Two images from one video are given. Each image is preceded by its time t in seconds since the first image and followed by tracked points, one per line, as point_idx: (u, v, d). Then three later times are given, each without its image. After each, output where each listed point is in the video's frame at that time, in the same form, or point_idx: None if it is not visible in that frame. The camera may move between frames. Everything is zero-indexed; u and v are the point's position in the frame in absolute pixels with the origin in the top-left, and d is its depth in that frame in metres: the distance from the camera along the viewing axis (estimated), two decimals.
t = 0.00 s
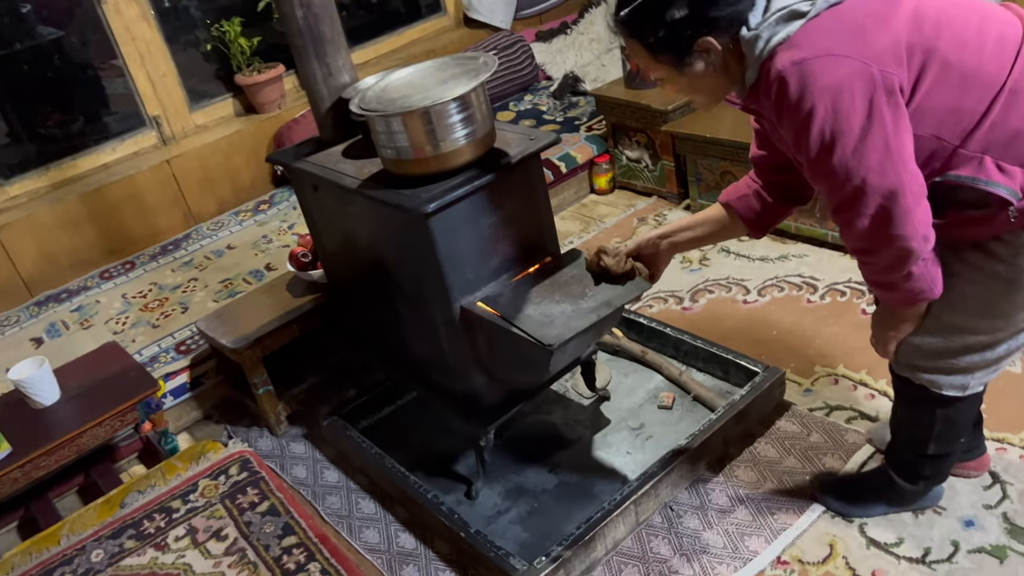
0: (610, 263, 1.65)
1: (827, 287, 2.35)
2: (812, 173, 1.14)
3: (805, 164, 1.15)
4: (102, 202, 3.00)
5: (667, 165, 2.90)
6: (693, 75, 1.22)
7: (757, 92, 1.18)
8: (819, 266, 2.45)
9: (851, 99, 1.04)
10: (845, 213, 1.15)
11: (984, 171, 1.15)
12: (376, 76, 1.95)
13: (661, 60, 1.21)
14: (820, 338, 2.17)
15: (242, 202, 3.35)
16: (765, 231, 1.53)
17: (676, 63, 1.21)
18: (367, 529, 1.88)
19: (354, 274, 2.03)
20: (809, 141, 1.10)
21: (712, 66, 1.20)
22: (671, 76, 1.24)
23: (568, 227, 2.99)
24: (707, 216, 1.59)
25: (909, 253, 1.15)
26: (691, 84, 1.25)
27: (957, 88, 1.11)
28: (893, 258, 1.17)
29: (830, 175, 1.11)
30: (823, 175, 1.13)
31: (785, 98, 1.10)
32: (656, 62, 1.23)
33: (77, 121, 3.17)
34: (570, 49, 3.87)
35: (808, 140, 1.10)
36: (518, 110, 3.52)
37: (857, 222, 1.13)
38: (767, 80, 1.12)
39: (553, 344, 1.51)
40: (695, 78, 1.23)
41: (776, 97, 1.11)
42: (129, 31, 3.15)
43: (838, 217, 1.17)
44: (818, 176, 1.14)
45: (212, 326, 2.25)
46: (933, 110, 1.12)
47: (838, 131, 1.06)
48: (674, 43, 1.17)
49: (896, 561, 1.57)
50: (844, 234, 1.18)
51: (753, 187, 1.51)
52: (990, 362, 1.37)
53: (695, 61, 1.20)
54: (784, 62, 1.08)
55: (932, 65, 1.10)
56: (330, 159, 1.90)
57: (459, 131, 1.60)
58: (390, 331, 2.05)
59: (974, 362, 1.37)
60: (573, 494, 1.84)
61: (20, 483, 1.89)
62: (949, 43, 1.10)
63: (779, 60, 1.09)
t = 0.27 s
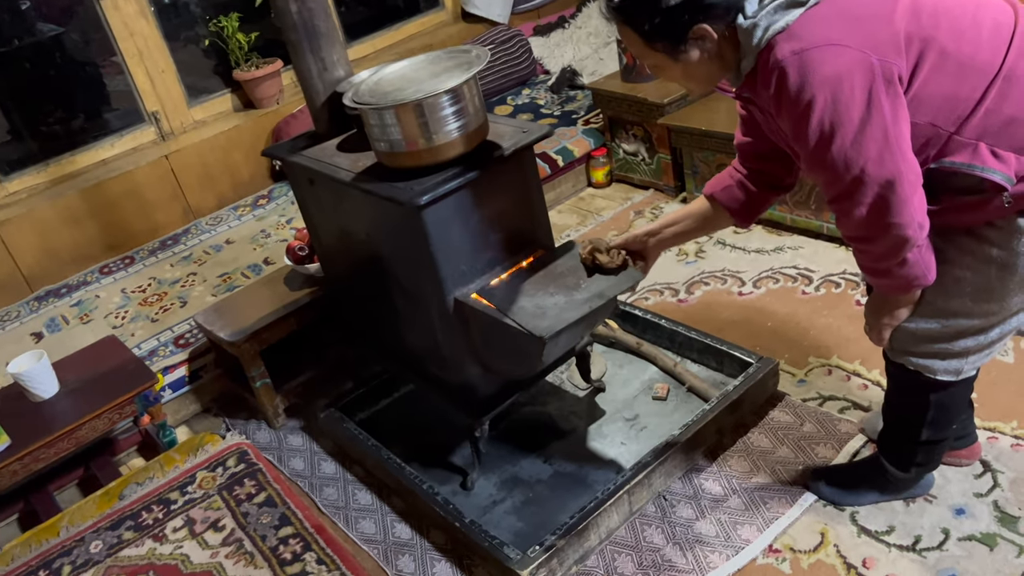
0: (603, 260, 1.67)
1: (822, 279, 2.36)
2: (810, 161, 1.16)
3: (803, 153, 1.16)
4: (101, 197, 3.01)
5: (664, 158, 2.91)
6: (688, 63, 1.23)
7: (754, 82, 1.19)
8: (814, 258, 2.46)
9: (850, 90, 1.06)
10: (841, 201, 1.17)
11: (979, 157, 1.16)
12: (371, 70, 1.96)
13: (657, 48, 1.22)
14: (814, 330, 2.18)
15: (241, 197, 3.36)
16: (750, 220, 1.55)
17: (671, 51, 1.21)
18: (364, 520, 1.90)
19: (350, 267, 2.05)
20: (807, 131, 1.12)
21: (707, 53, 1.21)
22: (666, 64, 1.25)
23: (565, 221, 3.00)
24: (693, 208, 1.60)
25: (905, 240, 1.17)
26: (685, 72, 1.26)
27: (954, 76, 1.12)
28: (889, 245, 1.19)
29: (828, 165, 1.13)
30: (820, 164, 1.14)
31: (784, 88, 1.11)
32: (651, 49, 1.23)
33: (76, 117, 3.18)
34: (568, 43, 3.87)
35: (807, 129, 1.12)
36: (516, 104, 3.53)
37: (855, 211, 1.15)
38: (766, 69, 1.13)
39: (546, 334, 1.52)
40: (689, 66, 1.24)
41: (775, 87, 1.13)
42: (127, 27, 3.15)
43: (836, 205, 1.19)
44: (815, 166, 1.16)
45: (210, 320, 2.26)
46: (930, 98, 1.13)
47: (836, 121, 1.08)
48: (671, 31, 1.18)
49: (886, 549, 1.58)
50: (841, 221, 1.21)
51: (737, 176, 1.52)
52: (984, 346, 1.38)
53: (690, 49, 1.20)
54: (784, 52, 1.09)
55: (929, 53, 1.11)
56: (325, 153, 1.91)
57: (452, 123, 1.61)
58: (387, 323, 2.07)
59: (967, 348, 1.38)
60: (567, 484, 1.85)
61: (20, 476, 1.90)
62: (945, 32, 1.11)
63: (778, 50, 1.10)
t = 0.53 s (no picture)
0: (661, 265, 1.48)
1: (836, 270, 2.29)
2: (829, 148, 1.09)
3: (821, 138, 1.09)
4: (95, 188, 2.94)
5: (671, 147, 2.84)
6: (701, 42, 1.15)
7: (771, 63, 1.12)
8: (826, 249, 2.39)
9: (874, 70, 0.98)
10: (863, 190, 1.10)
11: (1009, 141, 1.09)
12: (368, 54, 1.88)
13: (667, 27, 1.14)
14: (828, 323, 2.11)
15: (238, 188, 3.29)
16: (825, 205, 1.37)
17: (683, 30, 1.13)
18: (364, 520, 1.84)
19: (348, 259, 1.98)
20: (827, 116, 1.05)
21: (722, 32, 1.13)
22: (677, 43, 1.17)
23: (569, 211, 2.92)
24: (757, 204, 1.42)
25: (930, 230, 1.10)
26: (698, 52, 1.18)
27: (983, 55, 1.05)
28: (912, 235, 1.12)
29: (849, 151, 1.06)
30: (841, 151, 1.07)
31: (802, 69, 1.04)
32: (660, 28, 1.16)
33: (69, 106, 3.11)
34: (572, 30, 3.80)
35: (827, 114, 1.05)
36: (519, 92, 3.45)
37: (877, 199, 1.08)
38: (784, 50, 1.06)
39: (553, 329, 1.45)
40: (702, 46, 1.16)
41: (793, 68, 1.06)
42: (120, 14, 3.08)
43: (855, 194, 1.12)
44: (835, 152, 1.09)
45: (205, 314, 2.20)
46: (958, 78, 1.06)
47: (859, 104, 1.01)
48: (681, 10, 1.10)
49: (908, 552, 1.52)
50: (861, 210, 1.14)
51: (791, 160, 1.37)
52: (1012, 339, 1.32)
53: (704, 28, 1.12)
54: (803, 31, 1.02)
55: (958, 31, 1.04)
56: (321, 140, 1.84)
57: (452, 108, 1.54)
58: (386, 316, 2.00)
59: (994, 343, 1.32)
60: (574, 483, 1.79)
61: (8, 475, 1.84)
62: (975, 7, 1.04)
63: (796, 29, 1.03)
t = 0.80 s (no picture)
0: (733, 281, 1.33)
1: (870, 268, 2.16)
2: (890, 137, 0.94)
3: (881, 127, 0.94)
4: (87, 178, 2.81)
5: (691, 136, 2.70)
6: (747, 15, 0.98)
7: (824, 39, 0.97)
8: (859, 245, 2.25)
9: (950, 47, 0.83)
10: (929, 186, 0.95)
11: None
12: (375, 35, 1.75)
13: None
14: (864, 324, 1.98)
15: (237, 178, 3.16)
16: (902, 193, 1.30)
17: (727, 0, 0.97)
18: (370, 536, 1.71)
19: (353, 255, 1.85)
20: (891, 100, 0.89)
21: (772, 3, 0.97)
22: (719, 19, 1.00)
23: (584, 203, 2.79)
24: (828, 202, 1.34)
25: (1007, 232, 0.95)
26: (742, 30, 1.01)
27: None
28: (984, 238, 0.97)
29: (916, 142, 0.90)
30: (905, 141, 0.92)
31: (862, 47, 0.89)
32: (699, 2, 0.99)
33: (60, 92, 2.97)
34: (584, 14, 3.65)
35: (891, 99, 0.89)
36: (530, 78, 3.31)
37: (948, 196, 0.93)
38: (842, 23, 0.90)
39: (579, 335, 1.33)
40: (748, 20, 0.99)
41: (851, 45, 0.90)
42: None
43: (919, 190, 0.97)
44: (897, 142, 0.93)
45: (201, 312, 2.07)
46: None
47: (931, 88, 0.85)
48: None
49: None
50: (926, 208, 0.98)
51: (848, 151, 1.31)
52: None
53: None
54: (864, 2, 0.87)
55: None
56: (324, 127, 1.71)
57: (468, 93, 1.40)
58: (393, 316, 1.87)
59: None
60: (595, 497, 1.66)
61: None
62: None
63: None
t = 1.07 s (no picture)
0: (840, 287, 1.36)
1: (896, 273, 2.06)
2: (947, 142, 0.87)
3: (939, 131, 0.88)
4: (82, 171, 2.72)
5: (708, 133, 2.61)
6: None
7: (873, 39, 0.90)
8: (884, 248, 2.16)
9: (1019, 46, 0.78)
10: (987, 195, 0.89)
11: None
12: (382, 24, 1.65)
13: None
14: (893, 333, 1.89)
15: (237, 172, 3.06)
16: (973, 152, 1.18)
17: None
18: (372, 553, 1.62)
19: (356, 256, 1.76)
20: (952, 103, 0.83)
21: None
22: None
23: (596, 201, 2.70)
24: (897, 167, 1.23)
25: None
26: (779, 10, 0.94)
27: None
28: None
29: (980, 148, 0.84)
30: (965, 147, 0.86)
31: (923, 44, 0.82)
32: None
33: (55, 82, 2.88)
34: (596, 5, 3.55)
35: (951, 101, 0.83)
36: (539, 71, 3.21)
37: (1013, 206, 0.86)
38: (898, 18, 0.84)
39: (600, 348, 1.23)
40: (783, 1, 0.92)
41: (909, 42, 0.83)
42: None
43: (978, 202, 0.90)
44: (955, 148, 0.87)
45: (196, 314, 1.98)
46: None
47: (998, 89, 0.79)
48: None
49: None
50: (983, 220, 0.92)
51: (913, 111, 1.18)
52: None
53: None
54: None
55: None
56: (327, 121, 1.61)
57: (481, 86, 1.31)
58: (399, 321, 1.78)
59: None
60: (610, 515, 1.57)
61: None
62: None
63: None
